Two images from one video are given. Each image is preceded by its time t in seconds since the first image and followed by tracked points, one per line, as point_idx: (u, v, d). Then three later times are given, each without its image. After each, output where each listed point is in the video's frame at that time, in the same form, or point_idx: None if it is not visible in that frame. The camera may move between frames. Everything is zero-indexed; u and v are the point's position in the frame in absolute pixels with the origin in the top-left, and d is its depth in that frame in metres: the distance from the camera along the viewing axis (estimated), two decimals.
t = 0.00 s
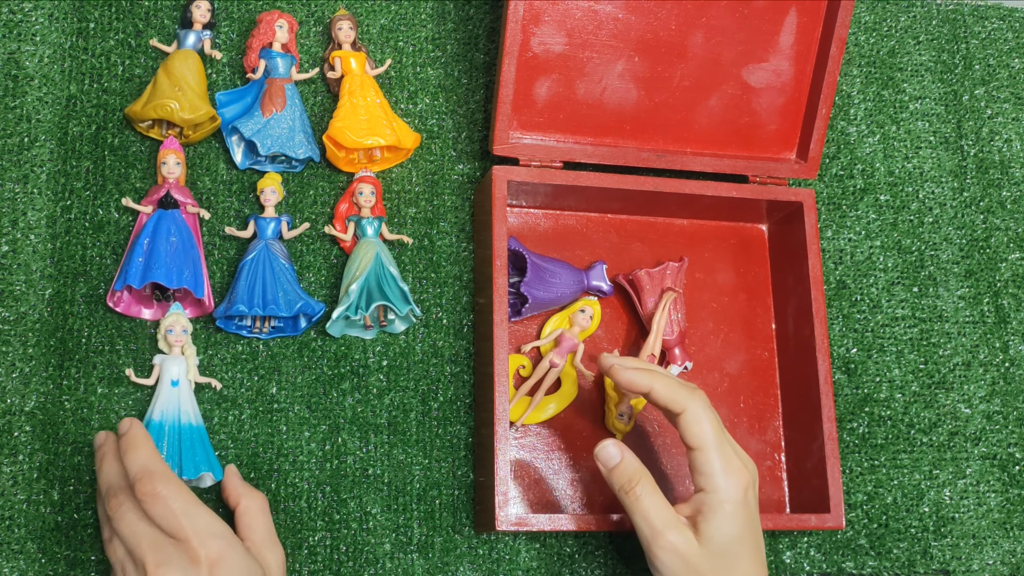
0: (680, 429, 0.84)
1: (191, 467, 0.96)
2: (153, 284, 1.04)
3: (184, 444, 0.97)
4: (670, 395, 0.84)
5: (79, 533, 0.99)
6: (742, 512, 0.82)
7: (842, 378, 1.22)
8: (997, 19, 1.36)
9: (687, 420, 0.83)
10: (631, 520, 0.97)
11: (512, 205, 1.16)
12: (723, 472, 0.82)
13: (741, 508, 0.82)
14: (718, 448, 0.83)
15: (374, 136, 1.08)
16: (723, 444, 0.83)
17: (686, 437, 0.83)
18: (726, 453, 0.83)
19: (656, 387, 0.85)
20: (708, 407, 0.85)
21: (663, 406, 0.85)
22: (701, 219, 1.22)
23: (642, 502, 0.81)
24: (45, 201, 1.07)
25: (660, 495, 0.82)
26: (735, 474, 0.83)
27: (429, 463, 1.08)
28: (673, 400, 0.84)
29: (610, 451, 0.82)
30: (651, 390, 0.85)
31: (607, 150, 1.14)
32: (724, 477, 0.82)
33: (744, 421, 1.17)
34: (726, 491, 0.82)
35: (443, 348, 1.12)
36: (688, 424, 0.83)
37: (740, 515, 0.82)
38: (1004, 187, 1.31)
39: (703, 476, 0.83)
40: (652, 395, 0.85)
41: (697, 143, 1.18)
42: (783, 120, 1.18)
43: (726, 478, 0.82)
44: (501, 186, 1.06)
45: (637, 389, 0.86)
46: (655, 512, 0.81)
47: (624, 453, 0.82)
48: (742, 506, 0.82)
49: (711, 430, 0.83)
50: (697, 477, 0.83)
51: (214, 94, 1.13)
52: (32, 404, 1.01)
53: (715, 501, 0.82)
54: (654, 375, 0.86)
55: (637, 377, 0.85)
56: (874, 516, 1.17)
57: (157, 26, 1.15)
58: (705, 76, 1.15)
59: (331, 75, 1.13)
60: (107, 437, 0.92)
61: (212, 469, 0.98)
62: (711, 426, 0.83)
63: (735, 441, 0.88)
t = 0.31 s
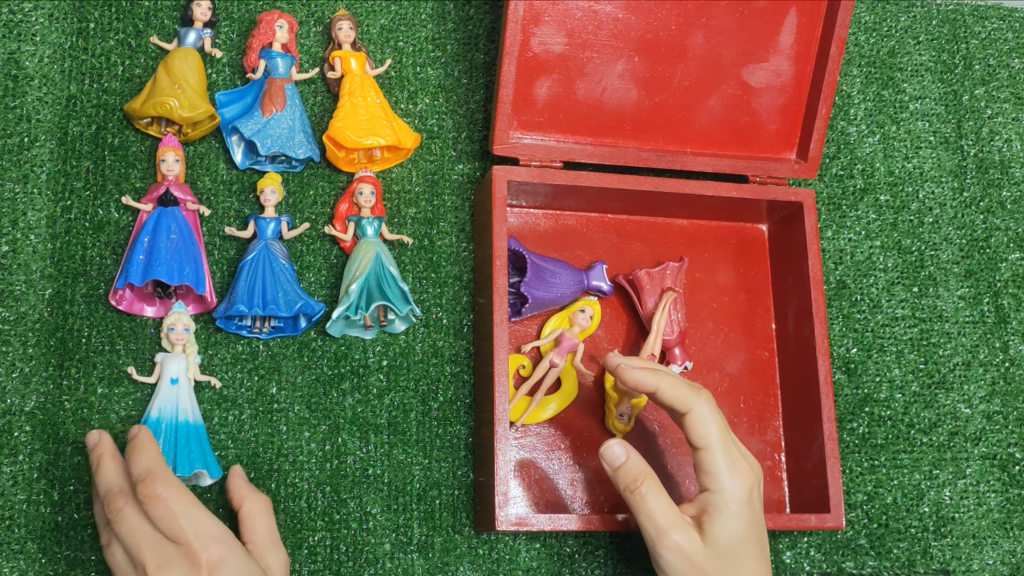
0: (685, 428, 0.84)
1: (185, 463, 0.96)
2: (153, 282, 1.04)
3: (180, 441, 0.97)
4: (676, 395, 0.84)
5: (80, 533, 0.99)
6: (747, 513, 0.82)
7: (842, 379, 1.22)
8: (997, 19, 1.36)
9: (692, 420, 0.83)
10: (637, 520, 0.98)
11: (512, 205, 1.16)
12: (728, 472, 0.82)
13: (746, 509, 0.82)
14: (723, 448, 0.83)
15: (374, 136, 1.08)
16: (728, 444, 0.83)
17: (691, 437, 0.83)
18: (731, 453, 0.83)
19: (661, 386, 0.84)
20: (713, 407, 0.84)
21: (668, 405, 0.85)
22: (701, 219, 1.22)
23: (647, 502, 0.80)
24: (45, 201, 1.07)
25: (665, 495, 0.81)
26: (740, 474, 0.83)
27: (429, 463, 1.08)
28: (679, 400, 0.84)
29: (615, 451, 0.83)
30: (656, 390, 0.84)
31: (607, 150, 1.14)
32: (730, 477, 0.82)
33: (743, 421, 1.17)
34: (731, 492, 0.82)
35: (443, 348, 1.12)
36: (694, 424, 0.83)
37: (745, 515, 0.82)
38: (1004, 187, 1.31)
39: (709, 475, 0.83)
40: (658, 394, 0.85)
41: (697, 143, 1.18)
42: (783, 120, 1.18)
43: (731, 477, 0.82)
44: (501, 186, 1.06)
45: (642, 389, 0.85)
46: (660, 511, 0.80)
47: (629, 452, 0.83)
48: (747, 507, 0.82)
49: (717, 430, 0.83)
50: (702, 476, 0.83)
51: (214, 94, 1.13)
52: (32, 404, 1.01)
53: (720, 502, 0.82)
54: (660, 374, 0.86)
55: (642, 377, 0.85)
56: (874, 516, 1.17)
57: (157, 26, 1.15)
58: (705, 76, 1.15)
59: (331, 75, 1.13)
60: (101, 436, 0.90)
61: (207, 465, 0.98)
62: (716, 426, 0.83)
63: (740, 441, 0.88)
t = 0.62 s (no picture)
0: (689, 428, 0.84)
1: (184, 463, 0.96)
2: (153, 282, 1.04)
3: (180, 441, 0.97)
4: (681, 394, 0.83)
5: (80, 533, 0.99)
6: (751, 512, 0.82)
7: (842, 378, 1.21)
8: (997, 19, 1.36)
9: (697, 420, 0.83)
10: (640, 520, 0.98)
11: (512, 205, 1.16)
12: (732, 472, 0.83)
13: (750, 509, 0.82)
14: (728, 448, 0.83)
15: (374, 136, 1.08)
16: (733, 444, 0.83)
17: (696, 436, 0.83)
18: (735, 453, 0.83)
19: (666, 386, 0.84)
20: (718, 407, 0.84)
21: (673, 405, 0.84)
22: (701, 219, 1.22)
23: (651, 502, 0.80)
24: (45, 201, 1.07)
25: (669, 495, 0.81)
26: (744, 474, 0.83)
27: (429, 463, 1.08)
28: (683, 400, 0.84)
29: (619, 450, 0.83)
30: (661, 390, 0.84)
31: (607, 150, 1.14)
32: (734, 477, 0.82)
33: (743, 421, 1.16)
34: (735, 491, 0.82)
35: (443, 348, 1.12)
36: (698, 424, 0.83)
37: (749, 515, 0.82)
38: (1004, 187, 1.31)
39: (713, 475, 0.83)
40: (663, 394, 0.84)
41: (697, 143, 1.18)
42: (783, 120, 1.18)
43: (735, 477, 0.82)
44: (501, 186, 1.06)
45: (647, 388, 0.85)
46: (664, 511, 0.80)
47: (633, 452, 0.83)
48: (751, 507, 0.82)
49: (721, 430, 0.83)
50: (707, 476, 0.83)
51: (214, 94, 1.13)
52: (32, 404, 1.01)
53: (724, 501, 0.82)
54: (665, 374, 0.86)
55: (647, 377, 0.85)
56: (874, 516, 1.17)
57: (157, 26, 1.15)
58: (706, 76, 1.15)
59: (331, 75, 1.13)
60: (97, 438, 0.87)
61: (206, 465, 0.97)
62: (721, 426, 0.83)
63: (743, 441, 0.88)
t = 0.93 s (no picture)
0: (695, 428, 0.84)
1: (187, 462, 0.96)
2: (154, 281, 1.04)
3: (181, 441, 0.97)
4: (688, 394, 0.83)
5: (80, 533, 0.99)
6: (757, 513, 0.82)
7: (842, 378, 1.22)
8: (997, 19, 1.36)
9: (703, 420, 0.83)
10: (643, 520, 0.97)
11: (512, 205, 1.16)
12: (738, 473, 0.83)
13: (756, 510, 0.82)
14: (734, 449, 0.83)
15: (374, 136, 1.08)
16: (739, 444, 0.83)
17: (702, 437, 0.83)
18: (741, 453, 0.83)
19: (673, 385, 0.83)
20: (724, 406, 0.84)
21: (679, 404, 0.84)
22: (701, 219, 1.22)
23: (656, 502, 0.80)
24: (45, 201, 1.07)
25: (675, 495, 0.81)
26: (751, 474, 0.83)
27: (429, 463, 1.08)
28: (690, 400, 0.83)
29: (624, 450, 0.82)
30: (668, 389, 0.83)
31: (607, 150, 1.14)
32: (740, 478, 0.82)
33: (744, 421, 1.17)
34: (741, 492, 0.82)
35: (443, 348, 1.12)
36: (704, 424, 0.83)
37: (755, 516, 0.82)
38: (1004, 187, 1.31)
39: (719, 476, 0.83)
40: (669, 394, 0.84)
41: (697, 143, 1.18)
42: (783, 120, 1.18)
43: (742, 477, 0.82)
44: (501, 186, 1.06)
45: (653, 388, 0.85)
46: (670, 511, 0.80)
47: (638, 451, 0.82)
48: (757, 508, 0.82)
49: (728, 431, 0.83)
50: (713, 477, 0.83)
51: (214, 94, 1.13)
52: (32, 404, 1.01)
53: (731, 502, 0.82)
54: (671, 373, 0.85)
55: (653, 376, 0.84)
56: (874, 516, 1.17)
57: (157, 26, 1.15)
58: (705, 76, 1.15)
59: (331, 75, 1.13)
60: (110, 436, 0.88)
61: (207, 464, 0.97)
62: (727, 427, 0.83)
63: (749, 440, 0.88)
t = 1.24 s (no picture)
0: (698, 427, 0.84)
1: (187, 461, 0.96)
2: (154, 280, 1.04)
3: (181, 440, 0.97)
4: (691, 392, 0.83)
5: (80, 533, 0.99)
6: (760, 512, 0.82)
7: (842, 378, 1.22)
8: (997, 19, 1.36)
9: (706, 419, 0.83)
10: (645, 519, 0.97)
11: (512, 205, 1.16)
12: (741, 472, 0.82)
13: (759, 508, 0.82)
14: (737, 448, 0.83)
15: (374, 136, 1.08)
16: (742, 443, 0.83)
17: (705, 435, 0.83)
18: (745, 452, 0.83)
19: (676, 383, 0.83)
20: (727, 404, 0.84)
21: (681, 403, 0.84)
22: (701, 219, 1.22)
23: (658, 500, 0.80)
24: (45, 201, 1.07)
25: (677, 494, 0.81)
26: (754, 473, 0.83)
27: (429, 463, 1.08)
28: (693, 398, 0.83)
29: (627, 448, 0.82)
30: (671, 387, 0.83)
31: (607, 150, 1.14)
32: (743, 477, 0.82)
33: (744, 420, 1.17)
34: (744, 491, 0.82)
35: (443, 348, 1.12)
36: (707, 423, 0.83)
37: (758, 515, 0.82)
38: (1004, 187, 1.31)
39: (722, 475, 0.83)
40: (672, 392, 0.84)
41: (697, 143, 1.18)
42: (783, 120, 1.18)
43: (745, 476, 0.82)
44: (501, 186, 1.06)
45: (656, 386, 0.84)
46: (672, 509, 0.80)
47: (641, 450, 0.82)
48: (760, 506, 0.82)
49: (731, 429, 0.83)
50: (716, 475, 0.83)
51: (214, 94, 1.13)
52: (32, 404, 1.01)
53: (734, 501, 0.82)
54: (674, 371, 0.85)
55: (657, 374, 0.84)
56: (874, 516, 1.17)
57: (157, 26, 1.15)
58: (705, 76, 1.15)
59: (331, 75, 1.13)
60: (111, 434, 0.89)
61: (206, 463, 0.97)
62: (730, 425, 0.83)
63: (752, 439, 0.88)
